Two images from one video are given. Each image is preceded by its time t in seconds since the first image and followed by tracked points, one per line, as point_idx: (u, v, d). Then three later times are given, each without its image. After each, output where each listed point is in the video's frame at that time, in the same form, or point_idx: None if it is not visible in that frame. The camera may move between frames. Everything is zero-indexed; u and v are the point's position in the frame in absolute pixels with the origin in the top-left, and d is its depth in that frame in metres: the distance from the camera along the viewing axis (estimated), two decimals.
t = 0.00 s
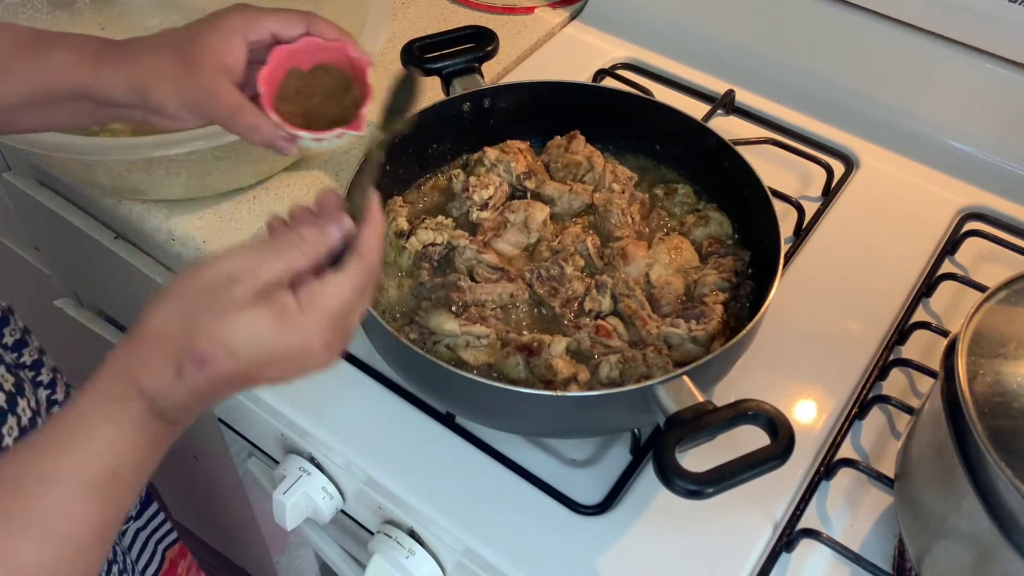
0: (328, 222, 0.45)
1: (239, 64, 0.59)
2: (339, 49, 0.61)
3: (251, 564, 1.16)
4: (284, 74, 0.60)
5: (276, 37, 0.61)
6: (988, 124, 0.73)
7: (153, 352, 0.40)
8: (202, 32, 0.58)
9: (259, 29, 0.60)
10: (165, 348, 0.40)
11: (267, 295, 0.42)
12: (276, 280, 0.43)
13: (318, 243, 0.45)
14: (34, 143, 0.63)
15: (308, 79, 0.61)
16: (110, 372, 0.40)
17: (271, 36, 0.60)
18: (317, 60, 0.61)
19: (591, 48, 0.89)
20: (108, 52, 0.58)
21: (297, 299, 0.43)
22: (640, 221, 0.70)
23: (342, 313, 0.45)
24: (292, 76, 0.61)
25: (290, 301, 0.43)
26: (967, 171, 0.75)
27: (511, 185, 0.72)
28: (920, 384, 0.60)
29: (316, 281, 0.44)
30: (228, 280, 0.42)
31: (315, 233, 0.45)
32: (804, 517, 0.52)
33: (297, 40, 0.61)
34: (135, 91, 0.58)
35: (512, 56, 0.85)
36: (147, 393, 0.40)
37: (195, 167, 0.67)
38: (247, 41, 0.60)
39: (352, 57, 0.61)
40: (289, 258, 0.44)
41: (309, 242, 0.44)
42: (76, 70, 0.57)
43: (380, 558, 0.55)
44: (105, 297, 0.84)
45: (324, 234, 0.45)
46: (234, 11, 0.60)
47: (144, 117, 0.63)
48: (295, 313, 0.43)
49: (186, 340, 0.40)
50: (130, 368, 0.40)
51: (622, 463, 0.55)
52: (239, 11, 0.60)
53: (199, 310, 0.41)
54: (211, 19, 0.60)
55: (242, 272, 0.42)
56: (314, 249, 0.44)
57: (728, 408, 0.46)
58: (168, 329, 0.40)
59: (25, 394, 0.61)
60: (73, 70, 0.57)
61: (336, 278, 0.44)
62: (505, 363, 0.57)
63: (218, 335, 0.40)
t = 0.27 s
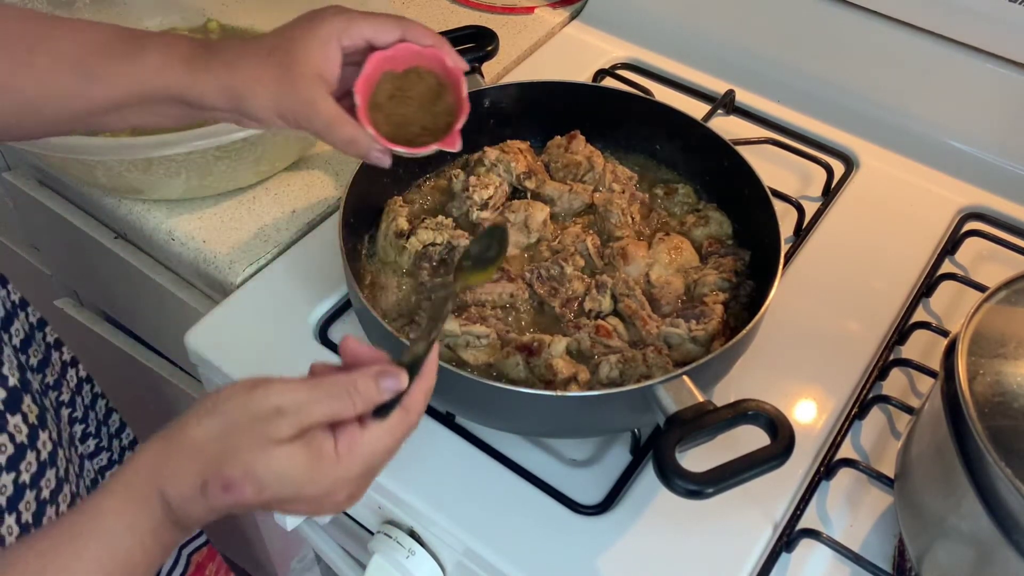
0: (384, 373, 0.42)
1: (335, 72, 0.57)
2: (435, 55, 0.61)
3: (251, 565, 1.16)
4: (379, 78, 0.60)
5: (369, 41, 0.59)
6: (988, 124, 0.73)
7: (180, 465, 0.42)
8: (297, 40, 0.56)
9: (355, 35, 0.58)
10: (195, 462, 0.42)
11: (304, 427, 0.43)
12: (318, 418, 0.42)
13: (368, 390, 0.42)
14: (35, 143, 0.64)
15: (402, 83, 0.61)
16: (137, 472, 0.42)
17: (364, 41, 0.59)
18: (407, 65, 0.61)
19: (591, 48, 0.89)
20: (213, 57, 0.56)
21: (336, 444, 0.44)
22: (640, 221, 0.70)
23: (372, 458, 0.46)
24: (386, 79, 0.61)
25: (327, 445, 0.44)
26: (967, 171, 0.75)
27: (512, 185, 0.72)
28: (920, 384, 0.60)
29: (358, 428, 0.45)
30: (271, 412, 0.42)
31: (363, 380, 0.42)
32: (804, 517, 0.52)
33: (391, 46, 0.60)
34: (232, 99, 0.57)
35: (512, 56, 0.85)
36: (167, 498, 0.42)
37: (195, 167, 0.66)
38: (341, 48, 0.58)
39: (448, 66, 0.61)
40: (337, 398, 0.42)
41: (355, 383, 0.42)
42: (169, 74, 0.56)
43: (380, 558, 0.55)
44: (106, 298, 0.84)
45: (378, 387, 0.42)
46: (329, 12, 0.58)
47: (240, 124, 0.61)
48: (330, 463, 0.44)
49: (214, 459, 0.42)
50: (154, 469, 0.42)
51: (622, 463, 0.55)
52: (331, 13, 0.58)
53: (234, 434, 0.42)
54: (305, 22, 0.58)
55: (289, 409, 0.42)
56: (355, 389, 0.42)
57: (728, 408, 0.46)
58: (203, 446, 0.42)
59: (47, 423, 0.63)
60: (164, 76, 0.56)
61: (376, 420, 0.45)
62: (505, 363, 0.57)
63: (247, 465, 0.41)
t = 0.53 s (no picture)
0: (371, 418, 0.42)
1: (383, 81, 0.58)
2: (484, 56, 0.60)
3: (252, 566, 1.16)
4: (428, 81, 0.60)
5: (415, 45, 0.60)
6: (988, 124, 0.73)
7: (163, 516, 0.47)
8: (346, 49, 0.57)
9: (400, 40, 0.58)
10: (176, 512, 0.47)
11: (286, 478, 0.45)
12: (302, 466, 0.44)
13: (357, 436, 0.42)
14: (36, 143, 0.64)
15: (451, 83, 0.61)
16: (127, 518, 0.47)
17: (409, 46, 0.59)
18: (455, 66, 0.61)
19: (591, 48, 0.89)
20: (258, 70, 0.57)
21: (323, 497, 0.46)
22: (640, 221, 0.71)
23: (361, 508, 0.46)
24: (435, 81, 0.61)
25: (314, 498, 0.46)
26: (967, 171, 0.75)
27: (511, 185, 0.72)
28: (920, 384, 0.60)
29: (345, 478, 0.46)
30: (252, 465, 0.45)
31: (350, 426, 0.42)
32: (804, 517, 0.52)
33: (437, 50, 0.60)
34: (284, 113, 0.57)
35: (512, 56, 0.85)
36: (151, 547, 0.47)
37: (195, 167, 0.66)
38: (388, 55, 0.59)
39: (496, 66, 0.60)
40: (321, 446, 0.43)
41: (344, 426, 0.42)
42: (221, 88, 0.56)
43: (380, 558, 0.55)
44: (107, 300, 0.84)
45: (366, 434, 0.42)
46: (374, 19, 0.58)
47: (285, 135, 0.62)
48: (313, 514, 0.45)
49: (195, 509, 0.46)
50: (141, 516, 0.47)
51: (622, 463, 0.55)
52: (378, 21, 0.58)
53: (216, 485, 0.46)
54: (352, 29, 0.58)
55: (267, 462, 0.45)
56: (343, 433, 0.42)
57: (728, 408, 0.46)
58: (185, 496, 0.47)
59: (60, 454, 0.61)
60: (218, 89, 0.56)
61: (366, 471, 0.45)
62: (505, 363, 0.57)
63: (225, 518, 0.45)
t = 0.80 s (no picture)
0: (370, 415, 0.42)
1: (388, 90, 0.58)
2: (491, 68, 0.61)
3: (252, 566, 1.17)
4: (435, 91, 0.60)
5: (422, 58, 0.60)
6: (988, 124, 0.73)
7: (166, 530, 0.46)
8: (352, 60, 0.56)
9: (407, 52, 0.58)
10: (179, 524, 0.46)
11: (287, 483, 0.45)
12: (303, 470, 0.44)
13: (356, 436, 0.42)
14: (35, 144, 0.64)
15: (456, 94, 0.62)
16: (127, 528, 0.46)
17: (416, 57, 0.59)
18: (462, 77, 0.62)
19: (592, 48, 0.89)
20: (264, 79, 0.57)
21: (326, 499, 0.46)
22: (640, 221, 0.71)
23: (363, 507, 0.46)
24: (441, 92, 0.61)
25: (318, 501, 0.46)
26: (967, 171, 0.75)
27: (511, 185, 0.72)
28: (920, 383, 0.60)
29: (346, 476, 0.46)
30: (252, 473, 0.45)
31: (349, 425, 0.42)
32: (804, 517, 0.52)
33: (444, 61, 0.60)
34: (289, 125, 0.57)
35: (512, 56, 0.85)
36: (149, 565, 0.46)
37: (195, 167, 0.67)
38: (394, 65, 0.58)
39: (504, 78, 0.61)
40: (323, 448, 0.43)
41: (343, 426, 0.42)
42: (225, 98, 0.56)
43: (380, 558, 0.55)
44: (107, 300, 0.84)
45: (367, 430, 0.42)
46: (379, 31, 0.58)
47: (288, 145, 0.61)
48: (318, 516, 0.46)
49: (197, 521, 0.45)
50: (144, 526, 0.46)
51: (622, 463, 0.55)
52: (384, 31, 0.58)
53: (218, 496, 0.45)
54: (358, 40, 0.58)
55: (268, 468, 0.44)
56: (342, 433, 0.42)
57: (728, 408, 0.46)
58: (186, 509, 0.46)
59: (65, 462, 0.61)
60: (222, 100, 0.56)
61: (366, 469, 0.45)
62: (505, 363, 0.57)
63: (233, 527, 0.45)
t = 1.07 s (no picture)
0: (430, 399, 0.41)
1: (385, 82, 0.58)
2: (489, 55, 0.61)
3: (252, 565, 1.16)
4: (433, 80, 0.61)
5: (419, 47, 0.60)
6: (988, 124, 0.73)
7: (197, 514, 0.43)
8: (346, 49, 0.56)
9: (403, 40, 0.58)
10: (251, 513, 0.43)
11: (357, 468, 0.44)
12: (371, 455, 0.43)
13: (420, 422, 0.42)
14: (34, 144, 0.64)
15: (454, 85, 0.62)
16: (191, 519, 0.42)
17: (413, 46, 0.59)
18: (461, 66, 0.62)
19: (592, 48, 0.89)
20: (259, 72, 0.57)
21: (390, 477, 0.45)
22: (640, 221, 0.71)
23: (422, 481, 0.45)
24: (438, 83, 0.61)
25: (382, 478, 0.45)
26: (967, 171, 0.75)
27: (511, 185, 0.72)
28: (920, 384, 0.60)
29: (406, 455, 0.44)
30: (327, 464, 0.43)
31: (415, 411, 0.42)
32: (804, 517, 0.52)
33: (441, 49, 0.60)
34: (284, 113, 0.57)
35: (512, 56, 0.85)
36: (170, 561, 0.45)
37: (195, 167, 0.67)
38: (390, 54, 0.58)
39: (501, 66, 0.61)
40: (384, 435, 0.42)
41: (406, 415, 0.42)
42: (219, 91, 0.56)
43: (380, 558, 0.55)
44: (107, 299, 0.84)
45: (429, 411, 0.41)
46: (374, 20, 0.58)
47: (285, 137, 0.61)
48: (381, 493, 0.45)
49: (268, 509, 0.43)
50: (212, 518, 0.43)
51: (622, 463, 0.55)
52: (379, 21, 0.58)
53: (294, 487, 0.43)
54: (353, 31, 0.58)
55: (343, 458, 0.43)
56: (406, 421, 0.42)
57: (728, 408, 0.46)
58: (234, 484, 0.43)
59: (71, 450, 0.59)
60: (216, 93, 0.56)
61: (428, 446, 0.44)
62: (505, 363, 0.57)
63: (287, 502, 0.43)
